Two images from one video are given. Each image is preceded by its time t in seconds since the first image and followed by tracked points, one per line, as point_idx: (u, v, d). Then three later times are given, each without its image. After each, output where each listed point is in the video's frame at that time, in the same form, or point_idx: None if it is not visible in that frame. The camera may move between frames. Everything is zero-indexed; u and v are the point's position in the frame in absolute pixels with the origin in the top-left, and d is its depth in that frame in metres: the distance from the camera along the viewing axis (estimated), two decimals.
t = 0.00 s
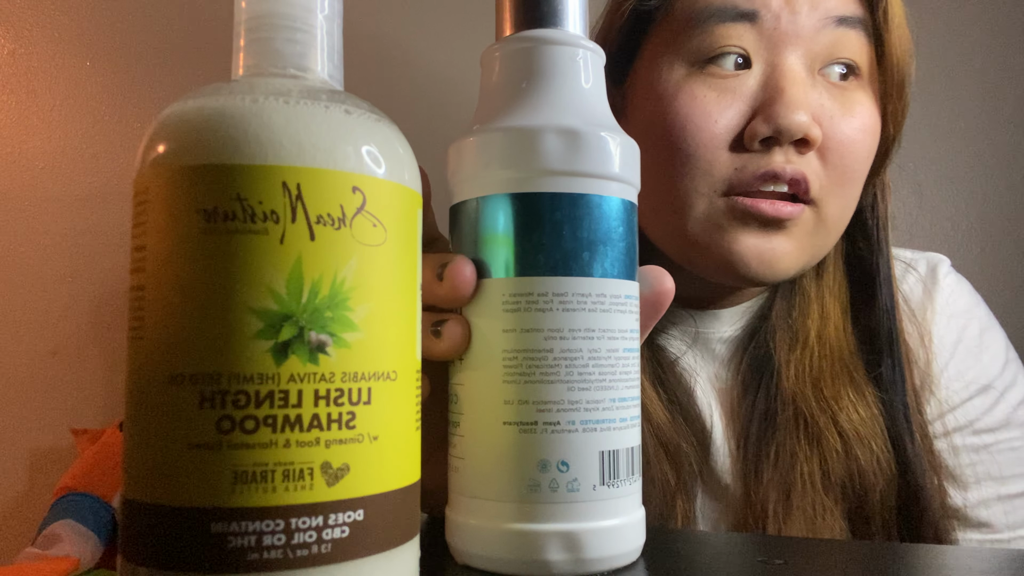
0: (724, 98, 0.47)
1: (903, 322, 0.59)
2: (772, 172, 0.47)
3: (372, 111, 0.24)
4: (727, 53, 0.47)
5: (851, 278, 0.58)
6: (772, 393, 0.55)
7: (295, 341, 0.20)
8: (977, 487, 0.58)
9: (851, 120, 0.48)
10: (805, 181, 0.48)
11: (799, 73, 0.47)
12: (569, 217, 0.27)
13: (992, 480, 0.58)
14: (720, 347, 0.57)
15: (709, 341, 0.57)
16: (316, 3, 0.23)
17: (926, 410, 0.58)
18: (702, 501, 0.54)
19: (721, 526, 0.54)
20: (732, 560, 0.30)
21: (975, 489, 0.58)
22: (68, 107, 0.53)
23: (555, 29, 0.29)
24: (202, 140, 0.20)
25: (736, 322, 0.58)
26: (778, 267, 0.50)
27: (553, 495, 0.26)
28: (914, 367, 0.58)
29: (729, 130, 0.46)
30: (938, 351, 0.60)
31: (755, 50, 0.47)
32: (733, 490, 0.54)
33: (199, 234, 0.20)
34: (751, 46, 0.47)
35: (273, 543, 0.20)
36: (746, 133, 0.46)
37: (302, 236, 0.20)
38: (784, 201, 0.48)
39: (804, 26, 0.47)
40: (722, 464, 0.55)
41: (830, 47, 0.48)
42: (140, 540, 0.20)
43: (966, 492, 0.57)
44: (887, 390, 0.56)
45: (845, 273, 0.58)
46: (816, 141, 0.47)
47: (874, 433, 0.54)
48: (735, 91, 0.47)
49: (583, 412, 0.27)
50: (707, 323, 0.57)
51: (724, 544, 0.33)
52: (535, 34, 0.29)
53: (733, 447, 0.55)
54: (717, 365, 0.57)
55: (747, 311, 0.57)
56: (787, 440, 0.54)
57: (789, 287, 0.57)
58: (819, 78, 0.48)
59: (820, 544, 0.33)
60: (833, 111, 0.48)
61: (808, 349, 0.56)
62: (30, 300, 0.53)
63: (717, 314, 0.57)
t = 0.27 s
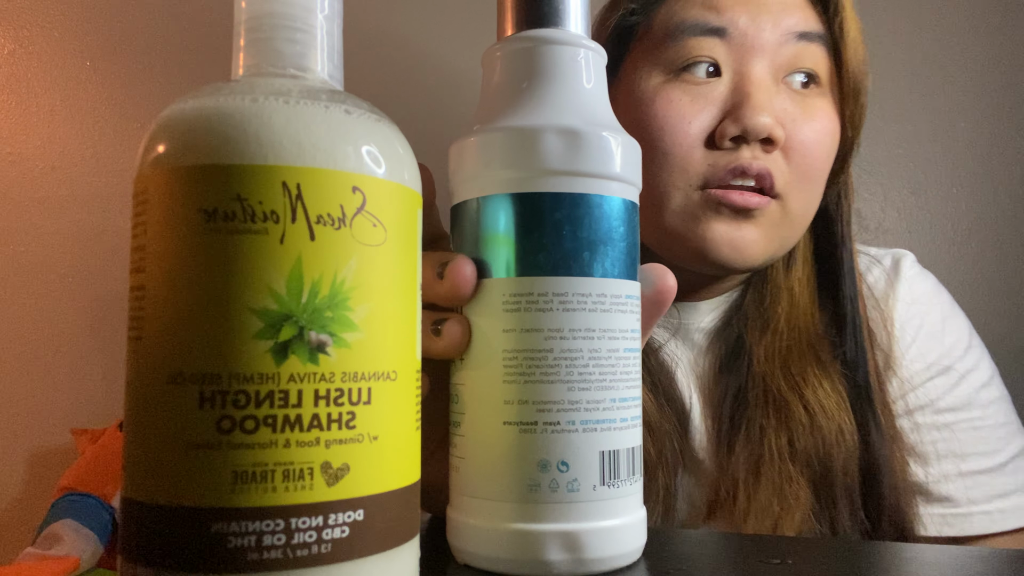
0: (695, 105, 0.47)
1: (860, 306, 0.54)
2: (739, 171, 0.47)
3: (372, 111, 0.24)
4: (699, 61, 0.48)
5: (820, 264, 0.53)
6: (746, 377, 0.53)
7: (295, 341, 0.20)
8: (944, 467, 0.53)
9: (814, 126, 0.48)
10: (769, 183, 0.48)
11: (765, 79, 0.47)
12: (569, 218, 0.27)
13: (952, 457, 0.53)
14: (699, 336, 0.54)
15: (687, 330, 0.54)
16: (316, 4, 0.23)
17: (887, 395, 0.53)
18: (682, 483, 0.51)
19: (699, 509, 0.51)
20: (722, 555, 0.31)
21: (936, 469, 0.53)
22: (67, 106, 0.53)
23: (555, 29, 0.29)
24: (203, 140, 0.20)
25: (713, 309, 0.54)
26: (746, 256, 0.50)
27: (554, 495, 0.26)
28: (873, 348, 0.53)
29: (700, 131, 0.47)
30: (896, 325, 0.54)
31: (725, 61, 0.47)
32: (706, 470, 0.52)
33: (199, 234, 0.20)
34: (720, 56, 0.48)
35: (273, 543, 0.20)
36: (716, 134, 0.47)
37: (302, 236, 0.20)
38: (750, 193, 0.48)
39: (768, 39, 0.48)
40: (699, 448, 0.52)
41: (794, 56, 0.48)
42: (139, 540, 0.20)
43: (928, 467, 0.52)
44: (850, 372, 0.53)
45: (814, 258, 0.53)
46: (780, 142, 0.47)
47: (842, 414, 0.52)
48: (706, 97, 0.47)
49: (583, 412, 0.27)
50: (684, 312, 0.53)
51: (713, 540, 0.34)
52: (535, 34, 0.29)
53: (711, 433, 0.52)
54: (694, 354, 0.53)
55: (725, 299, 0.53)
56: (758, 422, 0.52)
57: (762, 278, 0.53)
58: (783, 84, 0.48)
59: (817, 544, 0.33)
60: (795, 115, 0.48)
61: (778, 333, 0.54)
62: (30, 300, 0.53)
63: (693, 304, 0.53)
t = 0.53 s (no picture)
0: (662, 111, 0.46)
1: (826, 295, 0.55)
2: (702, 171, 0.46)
3: (372, 111, 0.24)
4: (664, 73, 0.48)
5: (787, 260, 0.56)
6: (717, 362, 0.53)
7: (295, 341, 0.20)
8: (900, 446, 0.53)
9: (770, 134, 0.48)
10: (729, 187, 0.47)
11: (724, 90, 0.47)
12: (571, 218, 0.27)
13: (909, 435, 0.53)
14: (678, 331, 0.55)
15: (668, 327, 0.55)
16: (316, 4, 0.23)
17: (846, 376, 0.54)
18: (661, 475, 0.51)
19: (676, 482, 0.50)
20: (717, 552, 0.31)
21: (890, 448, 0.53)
22: (67, 106, 0.53)
23: (557, 29, 0.29)
24: (203, 140, 0.20)
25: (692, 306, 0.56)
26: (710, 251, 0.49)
27: (556, 495, 0.26)
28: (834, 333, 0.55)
29: (666, 133, 0.46)
30: (859, 312, 0.56)
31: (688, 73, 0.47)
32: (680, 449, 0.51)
33: (198, 233, 0.20)
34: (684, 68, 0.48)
35: (273, 543, 0.20)
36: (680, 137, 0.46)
37: (302, 236, 0.20)
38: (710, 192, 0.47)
39: (725, 54, 0.48)
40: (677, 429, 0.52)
41: (750, 69, 0.48)
42: (139, 539, 0.20)
43: (885, 444, 0.53)
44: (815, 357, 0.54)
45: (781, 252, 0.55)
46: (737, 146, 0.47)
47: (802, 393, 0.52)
48: (669, 105, 0.47)
49: (585, 412, 0.27)
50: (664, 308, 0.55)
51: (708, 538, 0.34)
52: (537, 33, 0.29)
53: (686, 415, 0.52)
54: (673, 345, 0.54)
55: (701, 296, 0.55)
56: (728, 402, 0.52)
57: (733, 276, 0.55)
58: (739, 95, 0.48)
59: (815, 544, 0.33)
60: (751, 122, 0.47)
61: (748, 321, 0.54)
62: (31, 299, 0.53)
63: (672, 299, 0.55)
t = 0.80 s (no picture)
0: (656, 108, 0.49)
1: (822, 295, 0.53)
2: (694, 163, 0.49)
3: (372, 111, 0.24)
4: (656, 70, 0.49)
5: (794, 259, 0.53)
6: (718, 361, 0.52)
7: (295, 341, 0.20)
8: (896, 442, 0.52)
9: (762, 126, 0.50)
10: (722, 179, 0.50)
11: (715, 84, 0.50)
12: (570, 218, 0.27)
13: (902, 430, 0.52)
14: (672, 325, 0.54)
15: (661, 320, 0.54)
16: (316, 3, 0.23)
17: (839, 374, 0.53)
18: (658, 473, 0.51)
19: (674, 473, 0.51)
20: (716, 552, 0.31)
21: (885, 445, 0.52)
22: (66, 106, 0.53)
23: (557, 29, 0.29)
24: (202, 140, 0.20)
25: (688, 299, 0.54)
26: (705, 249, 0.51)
27: (555, 495, 0.26)
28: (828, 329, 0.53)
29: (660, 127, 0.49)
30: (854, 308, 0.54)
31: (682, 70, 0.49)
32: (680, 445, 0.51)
33: (198, 233, 0.20)
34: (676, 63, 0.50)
35: (273, 543, 0.20)
36: (673, 130, 0.49)
37: (302, 235, 0.20)
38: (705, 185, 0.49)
39: (713, 50, 0.50)
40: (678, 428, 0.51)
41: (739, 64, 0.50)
42: (139, 539, 0.20)
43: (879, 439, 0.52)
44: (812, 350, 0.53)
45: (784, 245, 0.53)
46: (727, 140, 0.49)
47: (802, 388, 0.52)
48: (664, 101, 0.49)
49: (585, 412, 0.27)
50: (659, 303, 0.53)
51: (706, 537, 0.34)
52: (536, 33, 0.29)
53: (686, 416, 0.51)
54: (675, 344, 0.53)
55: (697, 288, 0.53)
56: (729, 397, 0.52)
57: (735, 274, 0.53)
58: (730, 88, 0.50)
59: (815, 544, 0.33)
60: (740, 114, 0.50)
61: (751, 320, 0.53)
62: (32, 299, 0.53)
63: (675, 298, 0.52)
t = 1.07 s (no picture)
0: (642, 87, 0.48)
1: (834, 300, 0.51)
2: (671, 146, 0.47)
3: (372, 111, 0.24)
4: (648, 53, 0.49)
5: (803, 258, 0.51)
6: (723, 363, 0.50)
7: (295, 341, 0.20)
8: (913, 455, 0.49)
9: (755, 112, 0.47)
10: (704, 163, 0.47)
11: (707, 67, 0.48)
12: (570, 217, 0.27)
13: (920, 442, 0.50)
14: (683, 327, 0.51)
15: (671, 320, 0.51)
16: (316, 3, 0.23)
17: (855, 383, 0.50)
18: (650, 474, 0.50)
19: (671, 485, 0.48)
20: (717, 553, 0.31)
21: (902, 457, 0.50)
22: (67, 105, 0.53)
23: (557, 29, 0.29)
24: (202, 140, 0.20)
25: (702, 305, 0.51)
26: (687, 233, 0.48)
27: (555, 495, 0.26)
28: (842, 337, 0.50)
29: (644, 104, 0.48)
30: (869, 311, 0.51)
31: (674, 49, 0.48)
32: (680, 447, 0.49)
33: (198, 233, 0.20)
34: (671, 48, 0.48)
35: (273, 543, 0.20)
36: (655, 110, 0.48)
37: (302, 235, 0.20)
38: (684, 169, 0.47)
39: (710, 32, 0.48)
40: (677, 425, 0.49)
41: (735, 46, 0.48)
42: (139, 539, 0.20)
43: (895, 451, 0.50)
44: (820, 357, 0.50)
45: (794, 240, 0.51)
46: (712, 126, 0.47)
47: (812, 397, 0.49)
48: (651, 80, 0.48)
49: (585, 412, 0.27)
50: (668, 302, 0.51)
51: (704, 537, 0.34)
52: (536, 33, 0.29)
53: (687, 414, 0.49)
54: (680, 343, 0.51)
55: (712, 293, 0.51)
56: (734, 408, 0.49)
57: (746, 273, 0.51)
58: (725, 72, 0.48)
59: (813, 544, 0.33)
60: (731, 98, 0.47)
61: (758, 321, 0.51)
62: (32, 298, 0.53)
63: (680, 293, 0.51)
